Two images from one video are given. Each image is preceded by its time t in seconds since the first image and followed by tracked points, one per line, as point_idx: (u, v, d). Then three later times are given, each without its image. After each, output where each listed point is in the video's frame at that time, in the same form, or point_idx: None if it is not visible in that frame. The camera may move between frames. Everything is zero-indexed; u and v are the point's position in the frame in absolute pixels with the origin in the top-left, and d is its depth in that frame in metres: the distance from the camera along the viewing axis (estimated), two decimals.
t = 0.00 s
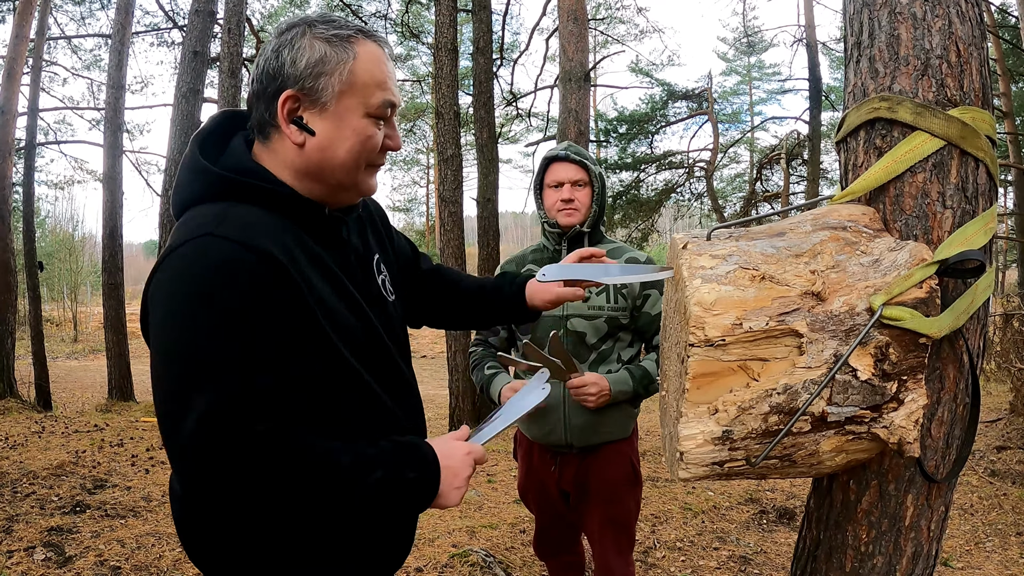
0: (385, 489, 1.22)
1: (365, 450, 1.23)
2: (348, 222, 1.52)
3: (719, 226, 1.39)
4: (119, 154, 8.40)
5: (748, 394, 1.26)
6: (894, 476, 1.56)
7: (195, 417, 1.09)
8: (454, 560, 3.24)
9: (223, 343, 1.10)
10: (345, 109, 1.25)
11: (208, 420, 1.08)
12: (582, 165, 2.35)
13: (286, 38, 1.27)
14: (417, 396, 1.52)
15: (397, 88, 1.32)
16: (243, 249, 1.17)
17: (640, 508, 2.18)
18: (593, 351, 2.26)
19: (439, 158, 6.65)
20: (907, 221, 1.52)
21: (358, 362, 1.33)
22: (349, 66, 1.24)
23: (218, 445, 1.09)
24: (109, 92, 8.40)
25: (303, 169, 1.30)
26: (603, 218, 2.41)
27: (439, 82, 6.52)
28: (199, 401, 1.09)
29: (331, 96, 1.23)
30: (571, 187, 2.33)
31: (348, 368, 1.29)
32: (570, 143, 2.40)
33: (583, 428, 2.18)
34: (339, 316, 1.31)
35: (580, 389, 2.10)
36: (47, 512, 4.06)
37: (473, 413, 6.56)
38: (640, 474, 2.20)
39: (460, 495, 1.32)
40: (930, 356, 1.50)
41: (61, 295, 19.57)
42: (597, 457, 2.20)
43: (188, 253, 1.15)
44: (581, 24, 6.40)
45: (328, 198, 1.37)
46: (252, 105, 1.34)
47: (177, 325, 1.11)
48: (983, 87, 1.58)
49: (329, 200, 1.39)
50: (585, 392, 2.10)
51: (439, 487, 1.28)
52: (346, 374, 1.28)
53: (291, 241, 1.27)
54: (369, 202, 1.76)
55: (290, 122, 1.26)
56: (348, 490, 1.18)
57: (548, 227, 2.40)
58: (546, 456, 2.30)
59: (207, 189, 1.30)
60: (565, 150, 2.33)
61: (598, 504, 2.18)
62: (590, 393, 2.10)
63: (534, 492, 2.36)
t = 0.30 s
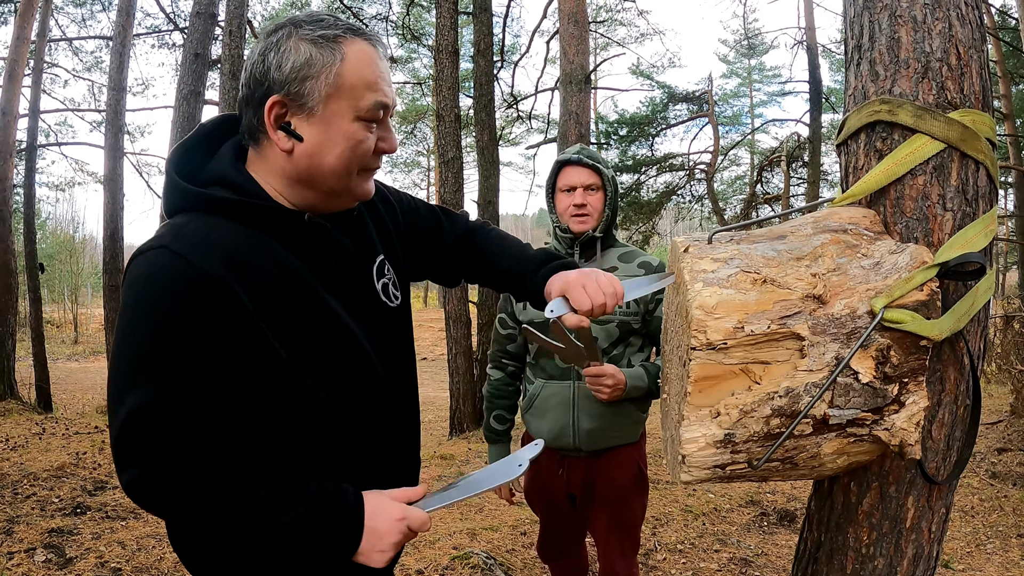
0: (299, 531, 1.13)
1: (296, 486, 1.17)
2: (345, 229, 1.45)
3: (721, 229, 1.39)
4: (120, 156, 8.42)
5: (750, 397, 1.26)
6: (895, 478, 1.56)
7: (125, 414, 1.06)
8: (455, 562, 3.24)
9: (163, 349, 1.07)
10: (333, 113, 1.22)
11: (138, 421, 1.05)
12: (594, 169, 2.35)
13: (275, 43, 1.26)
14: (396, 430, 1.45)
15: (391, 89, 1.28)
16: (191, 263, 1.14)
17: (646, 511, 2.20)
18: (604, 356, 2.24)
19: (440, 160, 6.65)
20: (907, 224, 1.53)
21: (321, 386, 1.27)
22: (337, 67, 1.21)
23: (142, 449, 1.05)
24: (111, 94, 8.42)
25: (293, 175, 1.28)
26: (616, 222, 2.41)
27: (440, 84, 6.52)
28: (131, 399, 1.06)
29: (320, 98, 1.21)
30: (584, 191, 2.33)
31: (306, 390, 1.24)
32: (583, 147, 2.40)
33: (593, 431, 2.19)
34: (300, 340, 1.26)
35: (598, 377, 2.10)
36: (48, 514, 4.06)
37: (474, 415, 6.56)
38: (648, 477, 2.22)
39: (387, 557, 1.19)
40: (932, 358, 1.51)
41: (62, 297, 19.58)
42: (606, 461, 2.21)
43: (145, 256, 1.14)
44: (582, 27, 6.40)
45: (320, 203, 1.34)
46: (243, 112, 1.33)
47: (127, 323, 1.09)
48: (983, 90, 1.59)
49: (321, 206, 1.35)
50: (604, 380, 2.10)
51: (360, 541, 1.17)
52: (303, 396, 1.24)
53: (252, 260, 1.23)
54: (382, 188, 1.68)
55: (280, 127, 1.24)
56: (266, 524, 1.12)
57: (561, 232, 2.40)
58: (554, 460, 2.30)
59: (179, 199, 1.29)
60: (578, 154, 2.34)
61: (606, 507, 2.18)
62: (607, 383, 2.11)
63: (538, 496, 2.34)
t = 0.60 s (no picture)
0: (312, 514, 1.14)
1: (304, 469, 1.18)
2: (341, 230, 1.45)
3: (721, 230, 1.40)
4: (120, 156, 8.42)
5: (749, 397, 1.27)
6: (895, 478, 1.57)
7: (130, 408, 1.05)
8: (455, 562, 3.24)
9: (167, 343, 1.07)
10: (320, 111, 1.22)
11: (143, 415, 1.05)
12: (597, 172, 2.35)
13: (262, 43, 1.25)
14: (393, 430, 1.46)
15: (378, 87, 1.28)
16: (195, 259, 1.14)
17: (649, 512, 2.19)
18: (608, 360, 2.25)
19: (441, 160, 6.65)
20: (907, 225, 1.53)
21: (323, 381, 1.28)
22: (321, 65, 1.21)
23: (148, 445, 1.05)
24: (111, 94, 8.43)
25: (284, 173, 1.29)
26: (619, 224, 2.41)
27: (441, 84, 6.52)
28: (135, 394, 1.05)
29: (306, 97, 1.21)
30: (587, 195, 2.34)
31: (308, 386, 1.25)
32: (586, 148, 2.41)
33: (597, 433, 2.19)
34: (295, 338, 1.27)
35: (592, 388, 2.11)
36: (49, 513, 4.07)
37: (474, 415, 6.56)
38: (651, 479, 2.22)
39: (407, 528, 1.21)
40: (932, 359, 1.51)
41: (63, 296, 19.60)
42: (611, 461, 2.21)
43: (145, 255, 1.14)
44: (582, 27, 6.40)
45: (311, 199, 1.35)
46: (235, 112, 1.34)
47: (131, 322, 1.09)
48: (983, 91, 1.59)
49: (313, 202, 1.36)
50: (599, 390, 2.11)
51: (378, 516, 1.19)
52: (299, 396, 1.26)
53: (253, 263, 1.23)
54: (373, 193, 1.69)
55: (269, 126, 1.25)
56: (273, 514, 1.11)
57: (564, 235, 2.41)
58: (559, 458, 2.31)
59: (177, 200, 1.29)
60: (580, 157, 2.35)
61: (610, 507, 2.19)
62: (602, 392, 2.11)
63: (542, 495, 2.35)
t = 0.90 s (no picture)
0: (343, 490, 1.17)
1: (328, 447, 1.20)
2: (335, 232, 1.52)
3: (721, 229, 1.40)
4: (123, 155, 8.43)
5: (750, 395, 1.27)
6: (896, 477, 1.56)
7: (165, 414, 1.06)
8: (457, 561, 3.25)
9: (192, 340, 1.08)
10: (354, 128, 1.26)
11: (177, 417, 1.06)
12: (596, 171, 2.35)
13: (304, 47, 1.27)
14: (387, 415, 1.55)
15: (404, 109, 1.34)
16: (219, 252, 1.16)
17: (651, 512, 2.18)
18: (610, 359, 2.26)
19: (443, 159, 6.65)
20: (908, 223, 1.53)
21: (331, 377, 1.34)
22: (365, 89, 1.25)
23: (184, 443, 1.06)
24: (114, 94, 8.44)
25: (307, 178, 1.32)
26: (620, 222, 2.40)
27: (443, 83, 6.51)
28: (167, 398, 1.07)
29: (344, 114, 1.25)
30: (586, 194, 2.34)
31: (320, 380, 1.30)
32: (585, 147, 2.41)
33: (597, 433, 2.19)
34: (306, 329, 1.31)
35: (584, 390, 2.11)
36: (52, 512, 4.08)
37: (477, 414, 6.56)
38: (654, 478, 2.21)
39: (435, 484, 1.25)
40: (934, 358, 1.51)
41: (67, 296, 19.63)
42: (613, 460, 2.21)
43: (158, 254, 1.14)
44: (585, 25, 6.39)
45: (323, 205, 1.40)
46: (258, 107, 1.33)
47: (149, 325, 1.09)
48: (984, 89, 1.59)
49: (323, 207, 1.41)
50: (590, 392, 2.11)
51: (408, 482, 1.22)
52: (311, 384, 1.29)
53: (266, 257, 1.27)
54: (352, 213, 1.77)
55: (299, 133, 1.27)
56: (305, 499, 1.14)
57: (564, 235, 2.41)
58: (561, 456, 2.31)
59: (189, 196, 1.31)
60: (578, 156, 2.35)
61: (612, 506, 2.19)
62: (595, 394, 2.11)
63: (546, 493, 2.35)
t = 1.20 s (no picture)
0: (392, 437, 1.31)
1: (371, 403, 1.32)
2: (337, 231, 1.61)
3: (727, 229, 1.40)
4: (131, 159, 8.49)
5: (757, 396, 1.27)
6: (904, 478, 1.56)
7: (238, 388, 1.16)
8: (465, 562, 3.25)
9: (252, 318, 1.19)
10: (354, 146, 1.33)
11: (249, 389, 1.16)
12: (597, 173, 2.35)
13: (308, 74, 1.34)
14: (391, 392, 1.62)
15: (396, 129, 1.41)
16: (262, 244, 1.26)
17: (659, 512, 2.19)
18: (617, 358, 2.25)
19: (450, 161, 6.65)
20: (915, 223, 1.52)
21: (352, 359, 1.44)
22: (362, 111, 1.32)
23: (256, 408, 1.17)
24: (122, 98, 8.50)
25: (310, 190, 1.38)
26: (624, 222, 2.39)
27: (450, 85, 6.53)
28: (237, 373, 1.16)
29: (344, 133, 1.31)
30: (587, 196, 2.34)
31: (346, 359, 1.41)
32: (585, 149, 2.41)
33: (605, 433, 2.19)
34: (334, 306, 1.42)
35: (611, 370, 2.02)
36: (62, 513, 4.11)
37: (485, 415, 6.56)
38: (662, 478, 2.21)
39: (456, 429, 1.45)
40: (941, 358, 1.50)
41: (77, 298, 19.75)
42: (620, 460, 2.21)
43: (208, 257, 1.21)
44: (591, 26, 6.40)
45: (323, 216, 1.46)
46: (267, 125, 1.40)
47: (207, 312, 1.18)
48: (991, 88, 1.58)
49: (323, 217, 1.47)
50: (616, 373, 2.02)
51: (438, 426, 1.40)
52: (342, 355, 1.39)
53: (301, 242, 1.36)
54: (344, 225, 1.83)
55: (304, 150, 1.33)
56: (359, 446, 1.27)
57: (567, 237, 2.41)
58: (569, 457, 2.32)
59: (212, 201, 1.36)
60: (578, 159, 2.35)
61: (620, 506, 2.19)
62: (620, 377, 2.03)
63: (553, 494, 2.36)
